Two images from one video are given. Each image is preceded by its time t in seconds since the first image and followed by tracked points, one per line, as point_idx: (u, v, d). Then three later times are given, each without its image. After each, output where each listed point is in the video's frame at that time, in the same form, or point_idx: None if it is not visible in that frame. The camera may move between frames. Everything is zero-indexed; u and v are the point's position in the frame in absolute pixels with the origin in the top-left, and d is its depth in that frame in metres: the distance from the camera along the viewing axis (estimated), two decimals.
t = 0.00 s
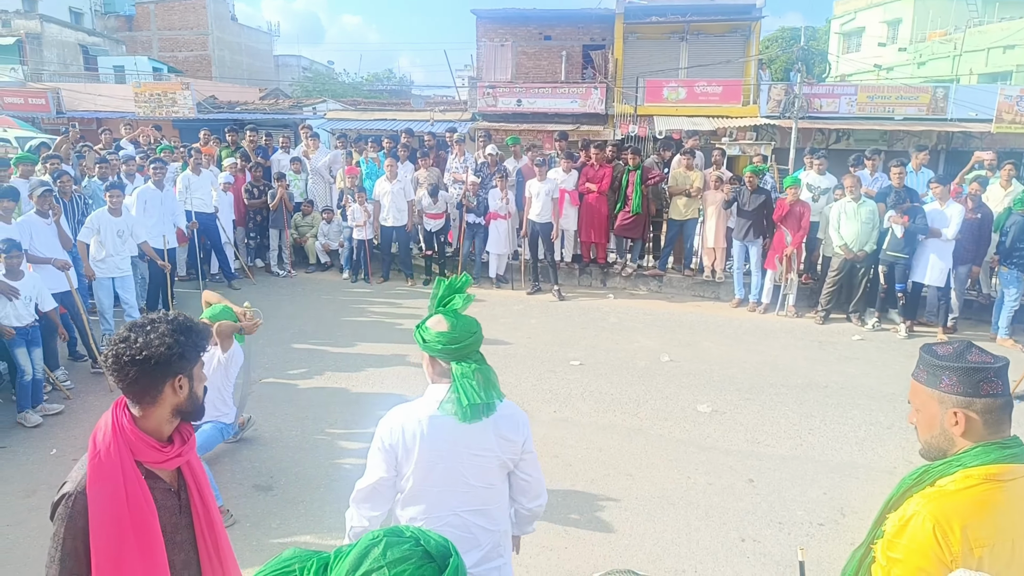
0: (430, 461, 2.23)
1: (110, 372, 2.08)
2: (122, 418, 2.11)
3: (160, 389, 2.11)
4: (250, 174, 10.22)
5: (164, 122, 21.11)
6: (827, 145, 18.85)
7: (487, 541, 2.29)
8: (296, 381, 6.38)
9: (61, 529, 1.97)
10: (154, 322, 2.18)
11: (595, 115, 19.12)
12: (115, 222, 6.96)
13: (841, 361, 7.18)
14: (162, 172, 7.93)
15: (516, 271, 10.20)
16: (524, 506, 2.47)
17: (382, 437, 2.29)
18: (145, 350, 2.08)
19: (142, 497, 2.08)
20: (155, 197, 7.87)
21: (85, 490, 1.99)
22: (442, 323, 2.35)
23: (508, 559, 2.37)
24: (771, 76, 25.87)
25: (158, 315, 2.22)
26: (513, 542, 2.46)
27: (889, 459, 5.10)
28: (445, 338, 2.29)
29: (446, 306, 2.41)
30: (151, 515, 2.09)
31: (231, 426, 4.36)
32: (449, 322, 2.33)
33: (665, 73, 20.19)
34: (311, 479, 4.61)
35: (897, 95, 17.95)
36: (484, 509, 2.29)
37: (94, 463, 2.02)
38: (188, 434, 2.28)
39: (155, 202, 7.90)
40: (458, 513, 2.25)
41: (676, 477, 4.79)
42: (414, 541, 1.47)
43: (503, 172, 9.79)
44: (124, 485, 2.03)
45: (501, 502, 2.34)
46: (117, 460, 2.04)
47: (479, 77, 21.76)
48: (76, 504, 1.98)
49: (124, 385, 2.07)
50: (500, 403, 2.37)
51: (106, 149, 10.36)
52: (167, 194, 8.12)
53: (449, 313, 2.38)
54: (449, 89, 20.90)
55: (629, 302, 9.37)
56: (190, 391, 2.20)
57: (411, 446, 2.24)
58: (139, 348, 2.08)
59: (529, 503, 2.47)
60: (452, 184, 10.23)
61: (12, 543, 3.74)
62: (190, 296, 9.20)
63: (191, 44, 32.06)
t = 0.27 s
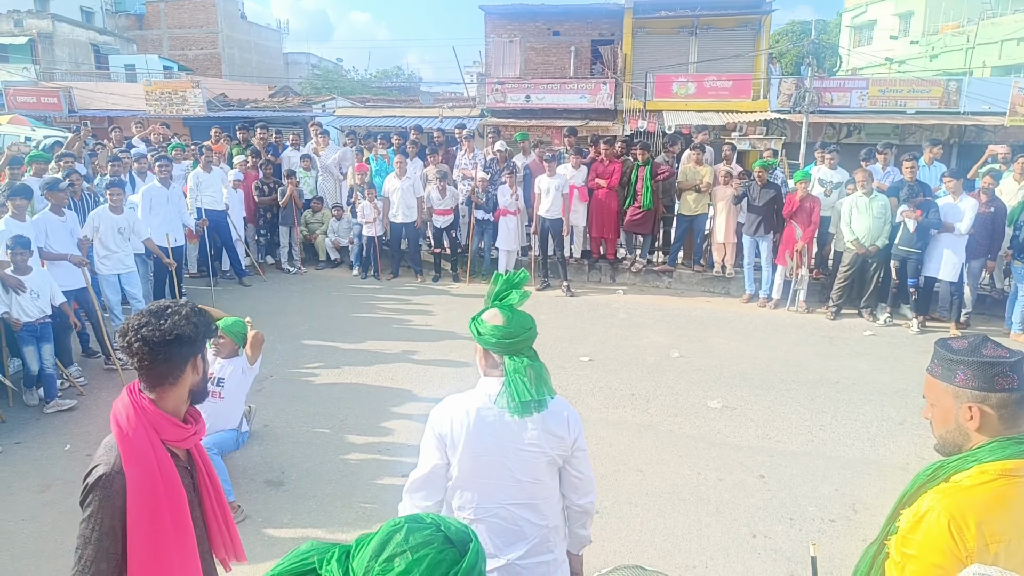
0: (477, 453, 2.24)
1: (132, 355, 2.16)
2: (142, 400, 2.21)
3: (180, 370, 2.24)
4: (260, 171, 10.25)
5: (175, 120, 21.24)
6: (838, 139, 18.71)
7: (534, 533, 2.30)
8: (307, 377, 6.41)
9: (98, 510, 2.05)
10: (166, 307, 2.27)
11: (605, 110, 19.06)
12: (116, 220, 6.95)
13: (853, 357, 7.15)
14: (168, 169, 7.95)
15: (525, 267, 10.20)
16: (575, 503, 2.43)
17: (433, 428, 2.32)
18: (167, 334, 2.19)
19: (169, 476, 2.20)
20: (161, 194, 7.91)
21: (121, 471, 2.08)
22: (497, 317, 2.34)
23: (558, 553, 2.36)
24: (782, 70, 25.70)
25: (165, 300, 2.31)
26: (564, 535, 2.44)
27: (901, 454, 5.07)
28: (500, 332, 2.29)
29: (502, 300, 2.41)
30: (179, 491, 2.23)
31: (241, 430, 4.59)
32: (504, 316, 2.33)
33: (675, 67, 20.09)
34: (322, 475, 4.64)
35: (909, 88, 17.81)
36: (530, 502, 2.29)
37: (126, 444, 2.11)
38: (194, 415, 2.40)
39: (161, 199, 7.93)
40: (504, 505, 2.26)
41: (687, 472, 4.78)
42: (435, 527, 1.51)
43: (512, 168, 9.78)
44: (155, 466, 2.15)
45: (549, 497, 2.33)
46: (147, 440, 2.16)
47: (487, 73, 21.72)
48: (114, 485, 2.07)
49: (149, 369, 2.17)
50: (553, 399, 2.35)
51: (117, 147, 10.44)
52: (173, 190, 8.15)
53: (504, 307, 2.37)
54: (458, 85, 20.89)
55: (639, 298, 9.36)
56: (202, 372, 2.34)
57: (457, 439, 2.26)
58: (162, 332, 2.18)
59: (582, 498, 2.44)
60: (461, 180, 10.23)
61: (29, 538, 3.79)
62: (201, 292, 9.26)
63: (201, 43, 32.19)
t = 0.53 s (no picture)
0: (505, 440, 2.33)
1: (155, 338, 2.20)
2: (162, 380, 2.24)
3: (198, 350, 2.30)
4: (271, 164, 10.29)
5: (186, 113, 21.33)
6: (851, 132, 18.56)
7: (563, 521, 2.32)
8: (318, 369, 6.45)
9: (143, 486, 2.07)
10: (178, 290, 2.31)
11: (615, 102, 18.98)
12: (124, 210, 7.01)
13: (865, 351, 7.11)
14: (177, 161, 7.91)
15: (535, 259, 10.19)
16: (610, 497, 2.42)
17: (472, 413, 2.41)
18: (188, 316, 2.25)
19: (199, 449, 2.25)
20: (171, 186, 7.94)
21: (162, 445, 2.11)
22: (538, 309, 2.37)
23: (591, 543, 2.36)
24: (794, 62, 25.47)
25: (175, 284, 2.35)
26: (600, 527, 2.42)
27: (914, 449, 5.04)
28: (540, 324, 2.31)
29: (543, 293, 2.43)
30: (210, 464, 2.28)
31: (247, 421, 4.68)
32: (543, 308, 2.35)
33: (686, 59, 19.96)
34: (333, 466, 4.67)
35: (924, 80, 17.64)
36: (560, 490, 2.31)
37: (161, 422, 2.14)
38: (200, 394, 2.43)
39: (171, 192, 7.97)
40: (533, 490, 2.31)
41: (697, 466, 4.78)
42: (448, 517, 1.52)
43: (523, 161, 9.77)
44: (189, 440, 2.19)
45: (581, 487, 2.33)
46: (176, 415, 2.20)
47: (498, 65, 21.65)
48: (160, 459, 2.09)
49: (171, 351, 2.22)
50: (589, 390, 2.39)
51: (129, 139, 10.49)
52: (183, 182, 8.14)
53: (545, 300, 2.39)
54: (468, 77, 20.85)
55: (649, 292, 9.33)
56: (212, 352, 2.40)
57: (485, 425, 2.36)
58: (183, 315, 2.23)
59: (618, 492, 2.42)
60: (472, 173, 10.22)
61: (45, 527, 3.83)
62: (213, 284, 9.31)
63: (212, 35, 32.27)
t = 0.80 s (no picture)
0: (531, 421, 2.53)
1: (177, 334, 2.21)
2: (188, 378, 2.24)
3: (216, 345, 2.32)
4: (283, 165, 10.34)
5: (200, 114, 21.48)
6: (865, 134, 18.43)
7: (586, 500, 2.45)
8: (328, 370, 6.48)
9: (195, 478, 2.08)
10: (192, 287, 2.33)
11: (627, 105, 18.94)
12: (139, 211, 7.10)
13: (878, 356, 7.05)
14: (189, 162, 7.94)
15: (545, 262, 10.19)
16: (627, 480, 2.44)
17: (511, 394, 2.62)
18: (207, 312, 2.27)
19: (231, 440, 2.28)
20: (184, 187, 7.99)
21: (205, 437, 2.13)
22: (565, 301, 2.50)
23: (615, 523, 2.46)
24: (808, 64, 25.34)
25: (185, 283, 2.36)
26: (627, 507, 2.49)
27: (927, 455, 5.00)
28: (565, 313, 2.44)
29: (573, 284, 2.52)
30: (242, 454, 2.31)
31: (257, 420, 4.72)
32: (573, 299, 2.49)
33: (699, 61, 19.90)
34: (343, 466, 4.69)
35: (939, 83, 17.52)
36: (581, 472, 2.44)
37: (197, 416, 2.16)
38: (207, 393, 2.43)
39: (183, 192, 8.01)
40: (558, 470, 2.48)
41: (707, 470, 4.76)
42: (459, 518, 1.53)
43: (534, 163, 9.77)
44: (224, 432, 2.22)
45: (601, 470, 2.43)
46: (207, 408, 2.22)
47: (510, 67, 21.66)
48: (208, 451, 2.11)
49: (193, 346, 2.23)
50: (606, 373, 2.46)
51: (144, 140, 10.59)
52: (195, 183, 8.20)
53: (574, 292, 2.52)
54: (480, 79, 20.87)
55: (660, 294, 9.30)
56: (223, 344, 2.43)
57: (518, 408, 2.56)
58: (203, 311, 2.26)
59: (636, 478, 2.42)
60: (483, 174, 10.24)
61: (57, 525, 3.87)
62: (225, 285, 9.37)
63: (226, 38, 32.51)
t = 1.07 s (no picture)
0: (556, 394, 2.69)
1: (200, 334, 2.17)
2: (214, 378, 2.18)
3: (235, 345, 2.29)
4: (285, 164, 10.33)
5: (201, 114, 21.48)
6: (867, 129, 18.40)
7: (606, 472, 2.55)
8: (332, 368, 6.48)
9: (245, 476, 2.03)
10: (206, 288, 2.31)
11: (628, 101, 18.92)
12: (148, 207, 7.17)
13: (882, 351, 7.04)
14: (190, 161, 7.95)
15: (548, 259, 10.19)
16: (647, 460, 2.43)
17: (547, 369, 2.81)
18: (227, 312, 2.25)
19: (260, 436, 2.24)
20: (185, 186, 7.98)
21: (246, 434, 2.08)
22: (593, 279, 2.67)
23: (634, 497, 2.52)
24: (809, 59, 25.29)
25: (198, 284, 2.33)
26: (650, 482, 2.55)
27: (932, 450, 4.99)
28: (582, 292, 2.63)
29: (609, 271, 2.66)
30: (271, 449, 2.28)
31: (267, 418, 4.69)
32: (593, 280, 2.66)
33: (700, 57, 19.87)
34: (347, 465, 4.69)
35: (940, 77, 17.50)
36: (600, 443, 2.54)
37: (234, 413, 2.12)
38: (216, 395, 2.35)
39: (185, 192, 8.03)
40: (579, 441, 2.62)
41: (712, 467, 4.75)
42: (463, 513, 1.52)
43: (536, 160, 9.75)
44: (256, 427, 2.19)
45: (619, 444, 2.51)
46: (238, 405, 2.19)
47: (510, 64, 21.61)
48: (253, 446, 2.07)
49: (216, 346, 2.20)
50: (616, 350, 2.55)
51: (146, 140, 10.58)
52: (197, 182, 8.21)
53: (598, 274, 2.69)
54: (480, 77, 20.85)
55: (663, 291, 9.30)
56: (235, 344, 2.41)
57: (549, 381, 2.74)
58: (224, 311, 2.24)
59: (648, 456, 2.43)
60: (484, 172, 10.22)
61: (62, 525, 3.88)
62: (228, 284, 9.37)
63: (226, 37, 32.49)
